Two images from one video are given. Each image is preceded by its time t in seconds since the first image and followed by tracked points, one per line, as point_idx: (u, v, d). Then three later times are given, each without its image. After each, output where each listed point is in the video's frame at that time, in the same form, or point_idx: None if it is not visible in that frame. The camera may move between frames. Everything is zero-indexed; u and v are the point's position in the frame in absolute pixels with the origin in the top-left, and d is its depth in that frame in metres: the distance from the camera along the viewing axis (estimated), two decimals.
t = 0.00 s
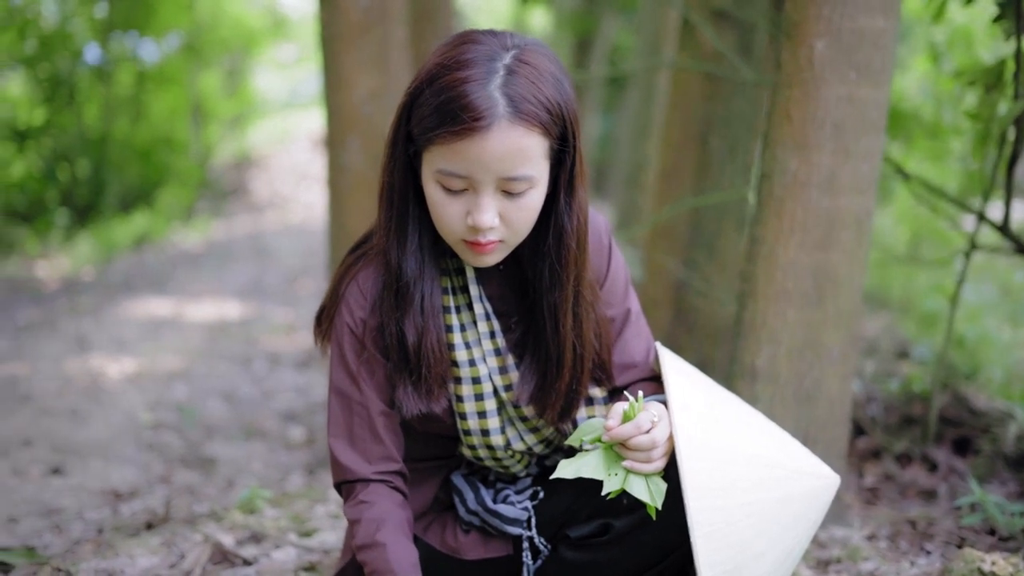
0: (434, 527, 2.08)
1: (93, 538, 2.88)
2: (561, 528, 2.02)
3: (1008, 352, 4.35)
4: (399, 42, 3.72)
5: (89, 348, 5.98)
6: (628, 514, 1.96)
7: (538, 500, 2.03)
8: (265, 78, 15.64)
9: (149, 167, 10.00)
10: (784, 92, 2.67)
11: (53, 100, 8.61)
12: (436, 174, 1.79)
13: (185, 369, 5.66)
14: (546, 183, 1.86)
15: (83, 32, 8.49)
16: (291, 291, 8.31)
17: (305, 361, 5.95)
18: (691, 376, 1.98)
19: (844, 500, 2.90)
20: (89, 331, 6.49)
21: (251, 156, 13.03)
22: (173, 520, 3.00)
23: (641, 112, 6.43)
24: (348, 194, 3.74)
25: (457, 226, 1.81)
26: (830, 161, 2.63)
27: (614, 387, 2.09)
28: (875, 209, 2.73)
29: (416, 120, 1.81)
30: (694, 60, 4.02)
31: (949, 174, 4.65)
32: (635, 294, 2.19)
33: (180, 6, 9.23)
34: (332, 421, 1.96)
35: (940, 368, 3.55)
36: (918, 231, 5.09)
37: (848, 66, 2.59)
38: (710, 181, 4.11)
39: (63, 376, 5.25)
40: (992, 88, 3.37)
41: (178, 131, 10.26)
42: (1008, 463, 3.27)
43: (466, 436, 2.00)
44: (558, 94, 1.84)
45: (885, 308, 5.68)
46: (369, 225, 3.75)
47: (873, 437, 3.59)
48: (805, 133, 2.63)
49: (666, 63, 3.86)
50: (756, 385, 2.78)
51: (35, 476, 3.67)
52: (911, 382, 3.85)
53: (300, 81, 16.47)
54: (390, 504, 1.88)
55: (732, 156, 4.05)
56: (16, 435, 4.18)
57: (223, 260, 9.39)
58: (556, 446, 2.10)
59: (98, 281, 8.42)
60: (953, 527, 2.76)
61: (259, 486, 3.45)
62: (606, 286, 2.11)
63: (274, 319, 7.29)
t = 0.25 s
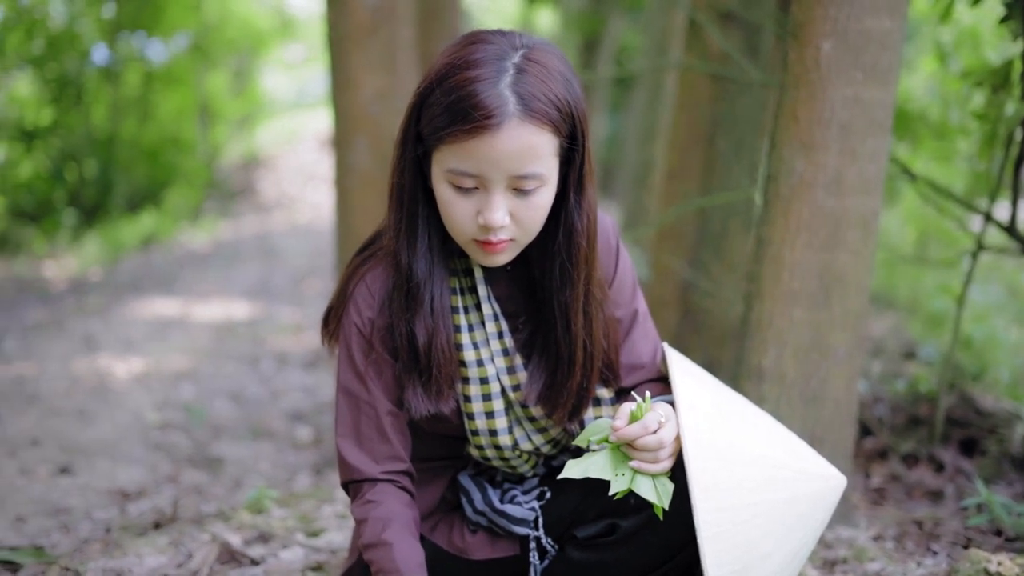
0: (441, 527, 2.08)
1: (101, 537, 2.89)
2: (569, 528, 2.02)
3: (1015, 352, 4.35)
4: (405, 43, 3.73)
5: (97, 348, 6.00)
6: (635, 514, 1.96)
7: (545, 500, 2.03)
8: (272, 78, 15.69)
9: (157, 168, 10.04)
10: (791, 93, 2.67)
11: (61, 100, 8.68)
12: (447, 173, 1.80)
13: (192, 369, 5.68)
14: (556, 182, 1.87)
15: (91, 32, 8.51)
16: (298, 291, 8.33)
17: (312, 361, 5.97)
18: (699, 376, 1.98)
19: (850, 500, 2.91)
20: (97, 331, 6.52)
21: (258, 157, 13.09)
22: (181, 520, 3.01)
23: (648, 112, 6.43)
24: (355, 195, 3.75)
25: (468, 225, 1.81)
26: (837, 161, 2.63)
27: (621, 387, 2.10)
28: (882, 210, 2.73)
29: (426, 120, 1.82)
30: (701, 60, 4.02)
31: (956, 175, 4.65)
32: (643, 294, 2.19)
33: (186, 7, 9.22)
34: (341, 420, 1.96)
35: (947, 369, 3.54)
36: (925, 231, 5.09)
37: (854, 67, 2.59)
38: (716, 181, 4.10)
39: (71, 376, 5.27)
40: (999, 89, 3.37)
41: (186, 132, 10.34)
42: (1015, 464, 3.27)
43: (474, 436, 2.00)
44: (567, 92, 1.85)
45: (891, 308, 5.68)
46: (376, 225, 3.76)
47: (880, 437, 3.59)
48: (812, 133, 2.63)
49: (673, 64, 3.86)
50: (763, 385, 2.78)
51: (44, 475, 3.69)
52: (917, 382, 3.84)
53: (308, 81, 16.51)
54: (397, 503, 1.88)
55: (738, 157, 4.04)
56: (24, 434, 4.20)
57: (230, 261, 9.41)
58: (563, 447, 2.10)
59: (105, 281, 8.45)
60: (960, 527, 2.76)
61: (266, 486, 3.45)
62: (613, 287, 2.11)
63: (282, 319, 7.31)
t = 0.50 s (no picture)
0: (448, 526, 2.09)
1: (109, 536, 2.90)
2: (575, 527, 2.03)
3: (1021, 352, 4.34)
4: (412, 43, 3.74)
5: (104, 348, 6.02)
6: (641, 514, 1.96)
7: (551, 499, 2.03)
8: (279, 79, 15.74)
9: (164, 168, 10.18)
10: (798, 93, 2.66)
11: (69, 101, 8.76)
12: (457, 172, 1.80)
13: (199, 369, 5.69)
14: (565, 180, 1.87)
15: (99, 33, 8.59)
16: (305, 291, 8.35)
17: (319, 361, 5.98)
18: (706, 377, 1.99)
19: (856, 500, 2.91)
20: (104, 331, 6.54)
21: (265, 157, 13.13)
22: (188, 519, 3.02)
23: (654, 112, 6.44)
24: (362, 195, 3.76)
25: (478, 224, 1.82)
26: (843, 161, 2.63)
27: (628, 387, 2.10)
28: (889, 210, 2.72)
29: (435, 120, 1.82)
30: (707, 61, 4.02)
31: (963, 175, 4.65)
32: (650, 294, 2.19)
33: (193, 8, 9.50)
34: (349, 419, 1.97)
35: (954, 369, 3.54)
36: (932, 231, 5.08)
37: (861, 67, 2.59)
38: (723, 181, 4.09)
39: (79, 375, 5.29)
40: (1006, 89, 3.36)
41: (193, 131, 10.51)
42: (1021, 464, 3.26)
43: (481, 435, 2.00)
44: (575, 90, 1.85)
45: (898, 308, 5.67)
46: (383, 225, 3.76)
47: (886, 437, 3.59)
48: (819, 134, 2.63)
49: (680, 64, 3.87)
50: (769, 384, 2.78)
51: (51, 475, 3.70)
52: (924, 383, 3.84)
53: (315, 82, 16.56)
54: (404, 503, 1.89)
55: (744, 158, 4.02)
56: (32, 433, 4.22)
57: (236, 261, 9.44)
58: (570, 446, 2.10)
59: (112, 281, 8.48)
60: (966, 527, 2.75)
61: (272, 486, 3.46)
62: (621, 287, 2.11)
63: (288, 319, 7.33)
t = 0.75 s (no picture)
0: (453, 524, 2.09)
1: (115, 536, 2.91)
2: (579, 526, 2.03)
3: None
4: (418, 44, 3.75)
5: (110, 348, 6.03)
6: (645, 513, 1.96)
7: (556, 499, 2.04)
8: (285, 79, 15.78)
9: (172, 168, 10.27)
10: (802, 93, 2.66)
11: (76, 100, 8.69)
12: (465, 171, 1.81)
13: (205, 369, 5.71)
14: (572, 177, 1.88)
15: (106, 34, 8.64)
16: (311, 292, 8.36)
17: (325, 361, 6.00)
18: (711, 376, 1.99)
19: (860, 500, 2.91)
20: (110, 331, 6.55)
21: (272, 158, 13.18)
22: (193, 518, 3.03)
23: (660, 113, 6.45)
24: (367, 196, 3.76)
25: (486, 222, 1.82)
26: (847, 162, 2.63)
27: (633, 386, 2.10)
28: (893, 210, 2.73)
29: (442, 119, 1.83)
30: (712, 61, 4.02)
31: (968, 176, 4.65)
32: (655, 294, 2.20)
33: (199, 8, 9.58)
34: (355, 419, 1.98)
35: (958, 369, 3.54)
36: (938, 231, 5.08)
37: (865, 68, 2.59)
38: (728, 182, 4.09)
39: (85, 375, 5.30)
40: (1011, 89, 3.36)
41: (200, 131, 10.61)
42: None
43: (486, 434, 2.00)
44: (582, 88, 1.86)
45: (904, 309, 5.67)
46: (388, 225, 3.77)
47: (890, 437, 3.59)
48: (823, 134, 2.63)
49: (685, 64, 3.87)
50: (773, 384, 2.79)
51: (57, 474, 3.71)
52: (929, 383, 3.84)
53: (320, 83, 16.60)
54: (409, 502, 1.90)
55: (749, 158, 4.02)
56: (38, 432, 4.23)
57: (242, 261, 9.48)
58: (575, 446, 2.10)
59: (119, 281, 8.50)
60: (970, 527, 2.75)
61: (278, 485, 3.47)
62: (626, 286, 2.11)
63: (294, 319, 7.35)
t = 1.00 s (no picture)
0: (456, 524, 2.10)
1: (119, 535, 2.92)
2: (582, 526, 2.03)
3: None
4: (421, 45, 3.77)
5: (115, 348, 6.05)
6: (648, 513, 1.96)
7: (559, 499, 2.04)
8: (290, 80, 15.85)
9: (175, 167, 10.44)
10: (804, 94, 2.67)
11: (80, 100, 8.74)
12: (471, 170, 1.81)
13: (210, 369, 5.73)
14: (577, 176, 1.88)
15: (111, 34, 8.68)
16: (315, 292, 8.38)
17: (329, 360, 6.02)
18: (715, 377, 2.00)
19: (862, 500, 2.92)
20: (115, 330, 6.58)
21: (277, 158, 13.25)
22: (198, 518, 3.04)
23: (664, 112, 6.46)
24: (371, 196, 3.78)
25: (492, 221, 1.83)
26: (849, 162, 2.64)
27: (636, 387, 2.11)
28: (895, 211, 2.73)
29: (448, 118, 1.84)
30: (715, 62, 4.03)
31: (972, 176, 4.65)
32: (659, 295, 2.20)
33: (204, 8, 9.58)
34: (360, 417, 1.99)
35: (961, 369, 3.54)
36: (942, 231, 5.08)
37: (868, 68, 2.60)
38: (732, 182, 4.09)
39: (89, 375, 5.32)
40: (1014, 90, 3.37)
41: (204, 131, 10.82)
42: None
43: (490, 434, 2.01)
44: (587, 87, 1.86)
45: (908, 309, 5.67)
46: (392, 225, 3.79)
47: (894, 437, 3.59)
48: (826, 135, 2.64)
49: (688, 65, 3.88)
50: (776, 385, 2.79)
51: (62, 474, 3.73)
52: (931, 383, 3.84)
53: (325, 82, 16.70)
54: (412, 501, 1.91)
55: (752, 159, 4.03)
56: (43, 432, 4.24)
57: (247, 261, 9.51)
58: (578, 446, 2.11)
59: (123, 281, 8.54)
60: (972, 527, 2.75)
61: (282, 485, 3.49)
62: (630, 287, 2.12)
63: (298, 319, 7.37)
